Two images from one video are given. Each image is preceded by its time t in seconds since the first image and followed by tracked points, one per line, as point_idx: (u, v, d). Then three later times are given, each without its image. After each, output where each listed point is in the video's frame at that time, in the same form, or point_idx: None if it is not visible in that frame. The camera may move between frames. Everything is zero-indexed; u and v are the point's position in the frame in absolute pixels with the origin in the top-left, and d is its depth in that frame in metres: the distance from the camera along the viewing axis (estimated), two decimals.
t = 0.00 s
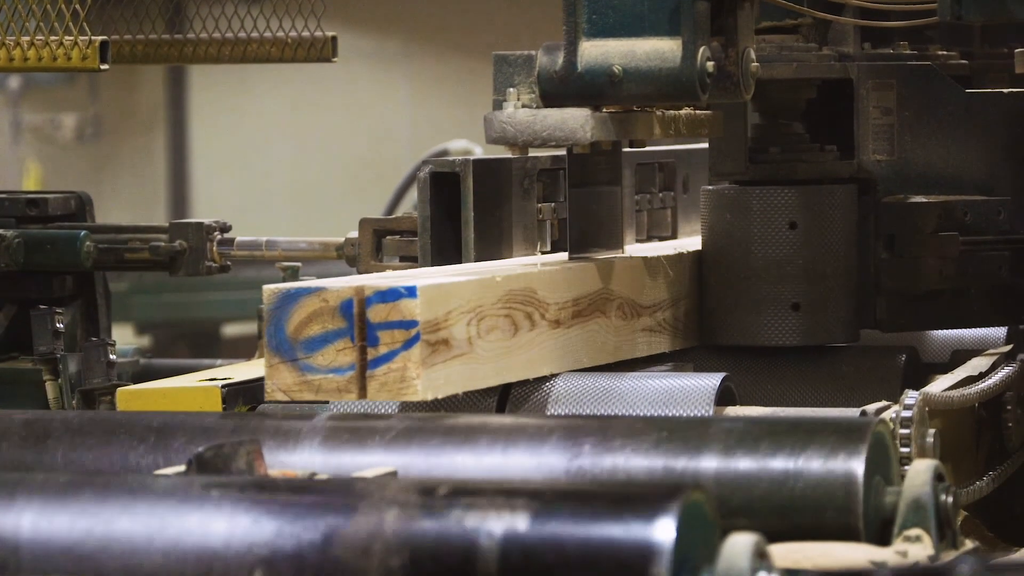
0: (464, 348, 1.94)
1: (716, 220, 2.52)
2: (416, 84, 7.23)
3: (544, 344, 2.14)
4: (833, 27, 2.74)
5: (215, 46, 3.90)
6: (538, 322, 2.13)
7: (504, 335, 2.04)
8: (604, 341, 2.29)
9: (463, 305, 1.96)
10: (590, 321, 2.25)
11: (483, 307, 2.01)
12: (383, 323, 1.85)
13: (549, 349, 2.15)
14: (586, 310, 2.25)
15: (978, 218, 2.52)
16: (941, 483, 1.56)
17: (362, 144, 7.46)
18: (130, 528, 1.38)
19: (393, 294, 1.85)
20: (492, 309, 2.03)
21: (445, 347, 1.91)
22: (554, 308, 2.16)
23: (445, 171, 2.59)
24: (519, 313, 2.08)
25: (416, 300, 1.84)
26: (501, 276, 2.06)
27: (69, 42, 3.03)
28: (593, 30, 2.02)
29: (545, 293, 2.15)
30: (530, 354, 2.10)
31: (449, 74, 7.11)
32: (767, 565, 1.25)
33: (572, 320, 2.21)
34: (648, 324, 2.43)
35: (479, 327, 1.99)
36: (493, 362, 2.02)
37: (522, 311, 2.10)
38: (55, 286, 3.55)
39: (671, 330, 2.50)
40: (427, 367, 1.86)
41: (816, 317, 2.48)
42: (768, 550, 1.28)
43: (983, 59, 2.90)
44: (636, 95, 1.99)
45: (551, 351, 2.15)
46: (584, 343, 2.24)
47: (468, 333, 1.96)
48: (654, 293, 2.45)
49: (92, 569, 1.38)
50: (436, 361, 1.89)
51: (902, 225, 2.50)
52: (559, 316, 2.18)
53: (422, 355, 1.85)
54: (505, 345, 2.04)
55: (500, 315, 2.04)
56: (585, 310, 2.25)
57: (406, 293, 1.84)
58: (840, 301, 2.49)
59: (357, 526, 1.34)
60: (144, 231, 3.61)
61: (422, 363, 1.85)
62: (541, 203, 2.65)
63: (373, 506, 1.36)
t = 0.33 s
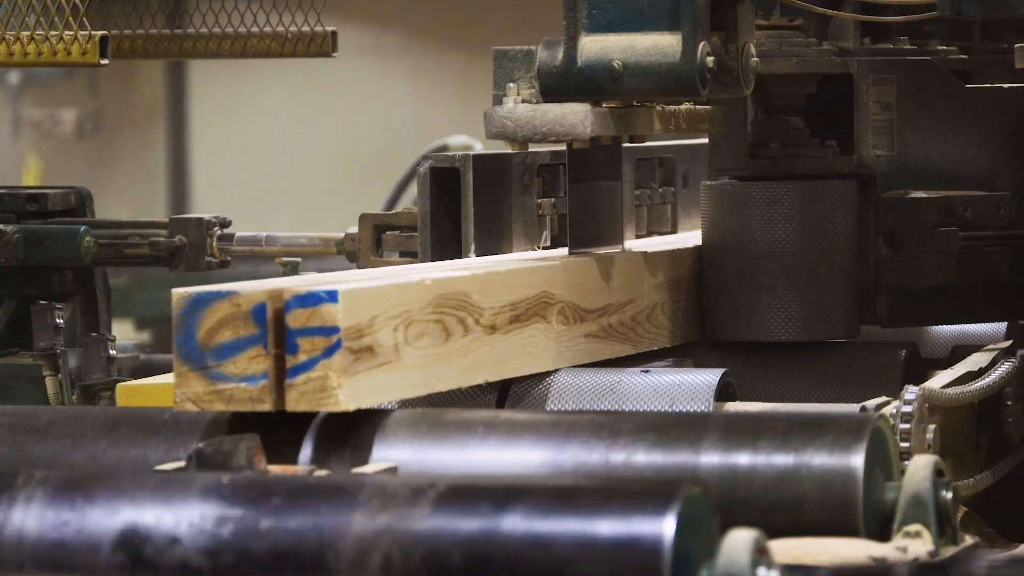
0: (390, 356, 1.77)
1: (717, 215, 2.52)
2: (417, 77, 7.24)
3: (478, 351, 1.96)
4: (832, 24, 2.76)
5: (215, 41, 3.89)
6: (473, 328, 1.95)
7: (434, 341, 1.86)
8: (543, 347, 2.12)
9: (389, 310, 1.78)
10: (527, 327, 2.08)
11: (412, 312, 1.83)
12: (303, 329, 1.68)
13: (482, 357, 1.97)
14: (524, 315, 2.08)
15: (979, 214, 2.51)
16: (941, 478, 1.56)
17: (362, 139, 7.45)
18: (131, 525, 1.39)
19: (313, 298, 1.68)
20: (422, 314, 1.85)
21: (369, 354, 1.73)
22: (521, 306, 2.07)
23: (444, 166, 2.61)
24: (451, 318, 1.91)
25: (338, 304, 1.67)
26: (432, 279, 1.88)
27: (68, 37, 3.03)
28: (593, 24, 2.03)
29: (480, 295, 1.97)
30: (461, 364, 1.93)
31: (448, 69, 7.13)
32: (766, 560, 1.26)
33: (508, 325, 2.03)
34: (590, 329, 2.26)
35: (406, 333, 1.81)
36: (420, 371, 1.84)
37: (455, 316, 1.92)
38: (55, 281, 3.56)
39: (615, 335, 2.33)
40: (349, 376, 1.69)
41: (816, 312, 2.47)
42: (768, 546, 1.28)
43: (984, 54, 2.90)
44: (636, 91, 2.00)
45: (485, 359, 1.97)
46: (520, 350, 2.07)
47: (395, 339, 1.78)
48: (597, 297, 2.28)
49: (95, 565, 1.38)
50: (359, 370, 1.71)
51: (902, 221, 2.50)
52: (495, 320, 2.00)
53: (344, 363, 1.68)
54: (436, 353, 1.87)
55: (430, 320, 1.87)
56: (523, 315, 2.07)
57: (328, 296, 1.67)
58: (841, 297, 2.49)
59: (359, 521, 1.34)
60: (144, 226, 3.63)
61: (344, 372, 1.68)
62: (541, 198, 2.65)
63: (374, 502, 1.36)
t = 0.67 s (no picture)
0: (306, 364, 1.60)
1: (718, 210, 2.52)
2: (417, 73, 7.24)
3: (405, 360, 1.78)
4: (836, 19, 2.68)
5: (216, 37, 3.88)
6: (399, 335, 1.77)
7: (357, 349, 1.69)
8: (479, 353, 1.94)
9: (309, 315, 1.62)
10: (460, 334, 1.90)
11: (330, 317, 1.66)
12: (211, 336, 1.52)
13: (412, 367, 1.79)
14: (457, 321, 1.89)
15: (979, 211, 2.52)
16: (941, 474, 1.56)
17: (362, 136, 7.44)
18: (130, 520, 1.39)
19: (223, 303, 1.52)
20: (343, 319, 1.68)
21: (285, 363, 1.57)
22: (451, 312, 1.88)
23: (446, 162, 2.60)
24: (376, 324, 1.73)
25: (249, 310, 1.51)
26: (356, 281, 1.71)
27: (68, 34, 3.03)
28: (593, 21, 2.03)
29: (408, 300, 1.79)
30: (390, 374, 1.75)
31: (450, 64, 7.17)
32: (766, 556, 1.25)
33: (438, 332, 1.85)
34: (528, 336, 2.08)
35: (325, 339, 1.64)
36: (342, 382, 1.66)
37: (381, 321, 1.74)
38: (55, 277, 3.55)
39: (556, 341, 2.15)
40: (260, 386, 1.53)
41: (816, 308, 2.48)
42: (768, 541, 1.28)
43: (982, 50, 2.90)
44: (636, 87, 1.99)
45: (413, 369, 1.79)
46: (452, 359, 1.88)
47: (314, 346, 1.62)
48: (537, 301, 2.10)
49: (95, 560, 1.38)
50: (272, 379, 1.55)
51: (902, 218, 2.50)
52: (426, 326, 1.82)
53: (256, 371, 1.52)
54: (357, 361, 1.69)
55: (353, 327, 1.69)
56: (456, 321, 1.89)
57: (238, 301, 1.52)
58: (841, 293, 2.49)
59: (357, 519, 1.34)
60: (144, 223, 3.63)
61: (255, 381, 1.52)
62: (541, 194, 2.66)
63: (373, 499, 1.36)
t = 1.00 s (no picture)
0: (215, 376, 1.48)
1: (717, 206, 2.52)
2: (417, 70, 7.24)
3: (325, 371, 1.66)
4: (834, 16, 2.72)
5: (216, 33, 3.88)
6: (319, 343, 1.65)
7: (272, 360, 1.57)
8: (406, 362, 1.81)
9: (218, 323, 1.50)
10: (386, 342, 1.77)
11: (244, 325, 1.54)
12: (111, 346, 1.40)
13: (333, 377, 1.67)
14: (383, 329, 1.77)
15: (978, 207, 2.51)
16: (941, 471, 1.56)
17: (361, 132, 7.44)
18: (133, 516, 1.39)
19: (124, 310, 1.40)
20: (256, 327, 1.55)
21: (192, 375, 1.45)
22: (378, 318, 1.76)
23: (445, 158, 2.60)
24: (294, 332, 1.62)
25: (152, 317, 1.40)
26: (272, 286, 1.59)
27: (69, 30, 3.03)
28: (593, 17, 2.02)
29: (329, 306, 1.67)
30: (309, 386, 1.63)
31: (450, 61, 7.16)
32: (766, 553, 1.25)
33: (363, 341, 1.73)
34: (461, 343, 1.94)
35: (237, 348, 1.52)
36: (256, 395, 1.54)
37: (299, 329, 1.62)
38: (55, 273, 3.55)
39: (491, 349, 2.01)
40: (165, 399, 1.42)
41: (815, 305, 2.48)
42: (767, 538, 1.28)
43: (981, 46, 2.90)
44: (635, 83, 1.99)
45: (332, 381, 1.67)
46: (377, 369, 1.76)
47: (224, 356, 1.50)
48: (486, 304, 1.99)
49: (99, 556, 1.39)
50: (177, 392, 1.43)
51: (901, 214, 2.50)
52: (349, 334, 1.70)
53: (159, 384, 1.41)
54: (273, 374, 1.57)
55: (268, 336, 1.58)
56: (382, 329, 1.77)
57: (140, 308, 1.40)
58: (840, 290, 2.49)
59: (358, 516, 1.34)
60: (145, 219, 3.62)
61: (159, 395, 1.40)
62: (541, 191, 2.67)
63: (373, 496, 1.36)
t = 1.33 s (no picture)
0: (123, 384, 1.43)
1: (716, 205, 2.52)
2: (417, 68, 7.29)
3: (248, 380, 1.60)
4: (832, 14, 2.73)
5: (215, 31, 3.88)
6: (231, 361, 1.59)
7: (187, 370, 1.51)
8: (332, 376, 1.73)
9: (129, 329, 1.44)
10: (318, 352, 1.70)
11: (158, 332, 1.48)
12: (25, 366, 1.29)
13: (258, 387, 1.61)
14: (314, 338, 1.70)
15: (979, 205, 2.52)
16: (940, 468, 1.56)
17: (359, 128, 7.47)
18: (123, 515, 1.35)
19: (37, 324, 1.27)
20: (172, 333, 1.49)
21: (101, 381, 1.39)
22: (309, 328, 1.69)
23: (444, 156, 2.60)
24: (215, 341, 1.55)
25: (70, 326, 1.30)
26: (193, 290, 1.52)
27: (69, 29, 3.03)
28: (593, 15, 2.03)
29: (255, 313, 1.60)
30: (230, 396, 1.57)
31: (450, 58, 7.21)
32: (766, 551, 1.25)
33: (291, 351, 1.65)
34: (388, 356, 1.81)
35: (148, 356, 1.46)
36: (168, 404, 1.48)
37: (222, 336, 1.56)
38: (55, 272, 3.55)
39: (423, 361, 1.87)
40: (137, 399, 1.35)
41: (816, 302, 2.48)
42: (767, 535, 1.28)
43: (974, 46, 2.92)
44: (635, 81, 1.99)
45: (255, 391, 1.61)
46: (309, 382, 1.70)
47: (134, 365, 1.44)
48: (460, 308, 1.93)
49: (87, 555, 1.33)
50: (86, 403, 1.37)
51: (901, 212, 2.50)
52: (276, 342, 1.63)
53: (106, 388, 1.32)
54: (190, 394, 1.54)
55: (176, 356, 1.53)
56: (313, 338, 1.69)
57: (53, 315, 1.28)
58: (840, 288, 2.49)
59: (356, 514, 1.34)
60: (145, 218, 3.62)
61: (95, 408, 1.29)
62: (541, 189, 2.67)
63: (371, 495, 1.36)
